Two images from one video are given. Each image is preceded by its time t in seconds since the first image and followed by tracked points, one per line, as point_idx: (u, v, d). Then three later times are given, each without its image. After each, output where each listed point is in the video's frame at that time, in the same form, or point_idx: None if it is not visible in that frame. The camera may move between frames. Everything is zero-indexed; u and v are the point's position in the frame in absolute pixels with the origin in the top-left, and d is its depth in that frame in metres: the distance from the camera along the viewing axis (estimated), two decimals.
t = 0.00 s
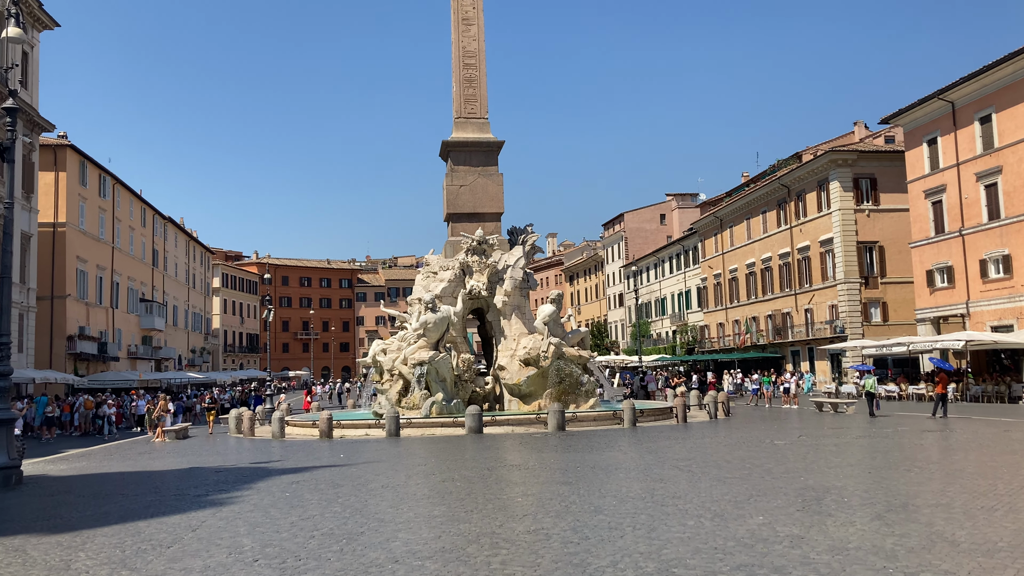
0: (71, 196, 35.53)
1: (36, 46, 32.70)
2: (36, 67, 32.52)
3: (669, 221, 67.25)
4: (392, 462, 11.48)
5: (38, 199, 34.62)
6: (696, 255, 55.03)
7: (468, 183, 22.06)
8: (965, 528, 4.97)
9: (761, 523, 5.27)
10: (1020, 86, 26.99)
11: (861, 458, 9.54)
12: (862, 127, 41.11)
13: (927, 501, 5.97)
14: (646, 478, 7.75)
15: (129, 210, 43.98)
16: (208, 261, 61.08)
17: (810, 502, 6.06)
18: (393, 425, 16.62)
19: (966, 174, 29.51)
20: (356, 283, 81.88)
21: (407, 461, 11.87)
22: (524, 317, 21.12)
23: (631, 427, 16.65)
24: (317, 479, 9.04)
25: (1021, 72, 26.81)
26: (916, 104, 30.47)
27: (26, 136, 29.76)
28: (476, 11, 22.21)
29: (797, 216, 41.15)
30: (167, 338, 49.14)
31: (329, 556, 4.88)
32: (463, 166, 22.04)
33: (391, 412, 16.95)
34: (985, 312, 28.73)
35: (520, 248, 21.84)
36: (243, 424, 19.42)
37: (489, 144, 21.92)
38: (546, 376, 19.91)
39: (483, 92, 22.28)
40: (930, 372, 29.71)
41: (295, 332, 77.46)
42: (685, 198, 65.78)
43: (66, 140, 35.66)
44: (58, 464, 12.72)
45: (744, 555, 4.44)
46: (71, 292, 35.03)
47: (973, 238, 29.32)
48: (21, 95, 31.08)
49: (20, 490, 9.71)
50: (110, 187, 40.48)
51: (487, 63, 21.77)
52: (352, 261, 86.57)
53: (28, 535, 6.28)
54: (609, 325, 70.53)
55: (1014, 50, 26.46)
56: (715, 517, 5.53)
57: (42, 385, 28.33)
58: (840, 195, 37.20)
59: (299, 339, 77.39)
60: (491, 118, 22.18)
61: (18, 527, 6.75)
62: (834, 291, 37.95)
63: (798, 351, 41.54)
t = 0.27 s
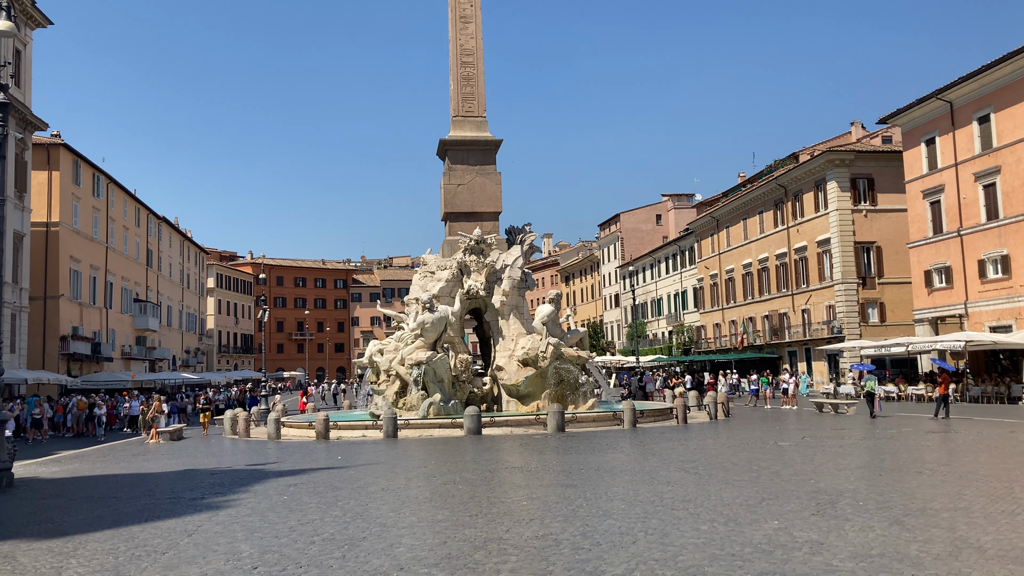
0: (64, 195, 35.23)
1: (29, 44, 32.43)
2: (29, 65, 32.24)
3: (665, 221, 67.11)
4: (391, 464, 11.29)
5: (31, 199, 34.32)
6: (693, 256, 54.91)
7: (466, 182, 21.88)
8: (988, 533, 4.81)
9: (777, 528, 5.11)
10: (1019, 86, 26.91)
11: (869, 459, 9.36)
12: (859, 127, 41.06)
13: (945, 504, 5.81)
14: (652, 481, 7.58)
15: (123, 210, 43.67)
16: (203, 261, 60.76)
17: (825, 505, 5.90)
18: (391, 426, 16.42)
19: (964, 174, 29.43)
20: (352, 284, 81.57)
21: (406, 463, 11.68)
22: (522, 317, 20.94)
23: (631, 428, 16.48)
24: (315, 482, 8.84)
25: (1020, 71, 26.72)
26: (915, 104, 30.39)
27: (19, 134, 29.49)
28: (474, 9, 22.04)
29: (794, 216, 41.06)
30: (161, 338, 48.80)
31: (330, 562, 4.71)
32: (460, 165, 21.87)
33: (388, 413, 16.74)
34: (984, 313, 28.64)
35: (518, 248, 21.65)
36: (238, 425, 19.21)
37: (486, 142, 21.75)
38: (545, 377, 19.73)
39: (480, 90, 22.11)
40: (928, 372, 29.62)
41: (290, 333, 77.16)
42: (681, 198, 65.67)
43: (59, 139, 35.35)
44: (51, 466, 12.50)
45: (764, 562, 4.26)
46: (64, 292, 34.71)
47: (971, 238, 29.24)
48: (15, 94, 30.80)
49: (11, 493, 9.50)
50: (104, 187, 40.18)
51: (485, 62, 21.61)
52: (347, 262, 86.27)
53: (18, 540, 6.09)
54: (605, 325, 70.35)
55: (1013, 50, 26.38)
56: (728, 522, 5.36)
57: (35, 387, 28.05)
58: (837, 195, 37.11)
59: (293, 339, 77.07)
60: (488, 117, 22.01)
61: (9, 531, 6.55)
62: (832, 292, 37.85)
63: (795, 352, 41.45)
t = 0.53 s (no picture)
0: (57, 194, 34.95)
1: (22, 41, 32.09)
2: (22, 62, 31.93)
3: (661, 221, 66.97)
4: (390, 465, 11.09)
5: (24, 198, 34.04)
6: (689, 256, 54.78)
7: (464, 180, 21.69)
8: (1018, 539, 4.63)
9: (798, 533, 4.93)
10: (1019, 85, 26.82)
11: (879, 460, 9.17)
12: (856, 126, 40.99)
13: (967, 508, 5.63)
14: (661, 483, 7.40)
15: (117, 210, 43.39)
16: (197, 261, 60.45)
17: (843, 508, 5.72)
18: (389, 427, 16.21)
19: (963, 174, 29.33)
20: (347, 284, 81.27)
21: (406, 464, 11.48)
22: (521, 317, 20.74)
23: (632, 429, 16.31)
24: (315, 484, 8.64)
25: (1020, 70, 26.63)
26: (914, 103, 30.29)
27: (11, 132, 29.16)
28: (472, 6, 21.84)
29: (792, 216, 40.95)
30: (155, 338, 48.50)
31: (335, 570, 4.51)
32: (458, 163, 21.68)
33: (386, 414, 16.53)
34: (983, 313, 28.56)
35: (517, 247, 21.47)
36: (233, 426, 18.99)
37: (484, 140, 21.57)
38: (544, 377, 19.56)
39: (479, 88, 21.93)
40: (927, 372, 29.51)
41: (285, 333, 76.89)
42: (677, 198, 65.54)
43: (52, 137, 35.07)
44: (43, 467, 12.29)
45: (789, 570, 4.08)
46: (57, 291, 34.44)
47: (970, 237, 29.15)
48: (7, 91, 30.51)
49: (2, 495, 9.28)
50: (97, 186, 39.90)
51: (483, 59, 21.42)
52: (342, 262, 85.98)
53: (10, 544, 5.88)
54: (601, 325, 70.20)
55: (1013, 48, 26.29)
56: (746, 526, 5.19)
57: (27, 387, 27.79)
58: (835, 194, 37.01)
59: (288, 339, 76.78)
60: (486, 115, 21.83)
61: None
62: (830, 292, 37.75)
63: (793, 352, 41.35)
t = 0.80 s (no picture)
0: (53, 193, 34.70)
1: (17, 40, 31.87)
2: (17, 61, 31.70)
3: (658, 221, 66.83)
4: (391, 468, 10.92)
5: (19, 197, 33.77)
6: (687, 256, 54.66)
7: (463, 180, 21.53)
8: None
9: (817, 541, 4.77)
10: (1020, 84, 26.71)
11: (889, 462, 9.02)
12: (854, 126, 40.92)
13: (987, 514, 5.47)
14: (670, 488, 7.23)
15: (114, 210, 43.16)
16: (194, 261, 60.19)
17: (859, 514, 5.57)
18: (388, 428, 16.04)
19: (963, 173, 29.24)
20: (343, 284, 81.01)
21: (406, 466, 11.31)
22: (520, 317, 20.59)
23: (634, 430, 16.15)
24: (314, 488, 8.46)
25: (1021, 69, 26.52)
26: (913, 102, 30.19)
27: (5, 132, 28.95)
28: (471, 4, 21.67)
29: (790, 216, 40.85)
30: (152, 339, 48.28)
31: None
32: (457, 162, 21.52)
33: (386, 415, 16.36)
34: (983, 313, 28.47)
35: (516, 246, 21.30)
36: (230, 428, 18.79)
37: (483, 139, 21.41)
38: (543, 377, 19.40)
39: (477, 86, 21.76)
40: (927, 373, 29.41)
41: (281, 333, 76.67)
42: (674, 198, 65.39)
43: (48, 136, 34.82)
44: (37, 470, 12.09)
45: None
46: (52, 292, 34.20)
47: (970, 237, 29.05)
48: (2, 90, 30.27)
49: None
50: (93, 186, 39.65)
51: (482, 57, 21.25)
52: (338, 262, 85.73)
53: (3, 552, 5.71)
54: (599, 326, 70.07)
55: (1014, 47, 26.18)
56: (763, 533, 5.03)
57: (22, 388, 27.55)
58: (834, 194, 36.91)
59: (285, 339, 76.55)
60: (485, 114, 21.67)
61: None
62: (828, 292, 37.65)
63: (791, 352, 41.26)
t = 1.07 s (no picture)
0: (48, 192, 34.46)
1: (12, 37, 31.58)
2: (12, 59, 31.41)
3: (656, 221, 66.64)
4: (391, 468, 10.71)
5: (14, 196, 33.50)
6: (686, 255, 54.49)
7: (462, 177, 21.33)
8: None
9: (840, 545, 4.56)
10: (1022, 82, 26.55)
11: (902, 462, 8.82)
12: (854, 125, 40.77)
13: (1015, 517, 5.26)
14: (681, 489, 7.01)
15: (109, 208, 42.93)
16: (190, 260, 59.95)
17: (881, 516, 5.36)
18: (388, 428, 15.84)
19: (964, 171, 29.09)
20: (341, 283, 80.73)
21: (406, 467, 11.10)
22: (520, 316, 20.39)
23: (637, 430, 15.95)
24: (314, 489, 8.25)
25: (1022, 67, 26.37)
26: (914, 100, 30.02)
27: (0, 129, 28.67)
28: None
29: (790, 214, 40.69)
30: (148, 338, 48.06)
31: None
32: (456, 159, 21.32)
33: (385, 415, 16.15)
34: (985, 311, 28.31)
35: (516, 244, 21.09)
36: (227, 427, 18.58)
37: (483, 137, 21.21)
38: (544, 377, 19.21)
39: (477, 83, 21.55)
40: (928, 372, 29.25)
41: (278, 333, 76.45)
42: (672, 197, 65.18)
43: (43, 134, 34.56)
44: (30, 471, 11.87)
45: None
46: (48, 290, 33.95)
47: (972, 235, 28.89)
48: None
49: None
50: (89, 184, 39.41)
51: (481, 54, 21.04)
52: (336, 262, 85.49)
53: None
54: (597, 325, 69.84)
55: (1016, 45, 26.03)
56: (782, 537, 4.83)
57: (17, 388, 27.33)
58: (834, 193, 36.75)
59: (282, 339, 76.36)
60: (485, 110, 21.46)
61: None
62: (828, 291, 37.51)
63: (790, 351, 41.13)
